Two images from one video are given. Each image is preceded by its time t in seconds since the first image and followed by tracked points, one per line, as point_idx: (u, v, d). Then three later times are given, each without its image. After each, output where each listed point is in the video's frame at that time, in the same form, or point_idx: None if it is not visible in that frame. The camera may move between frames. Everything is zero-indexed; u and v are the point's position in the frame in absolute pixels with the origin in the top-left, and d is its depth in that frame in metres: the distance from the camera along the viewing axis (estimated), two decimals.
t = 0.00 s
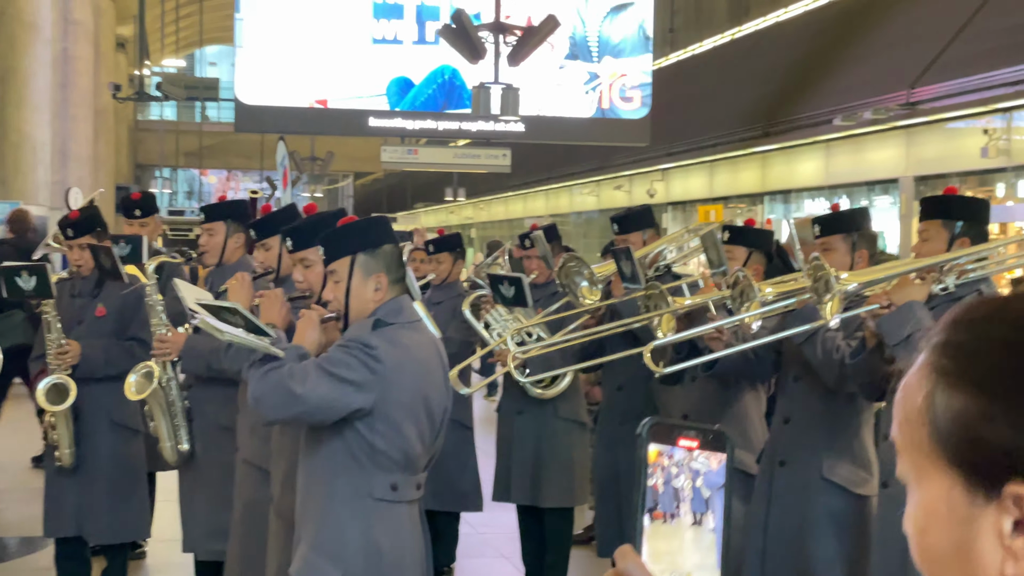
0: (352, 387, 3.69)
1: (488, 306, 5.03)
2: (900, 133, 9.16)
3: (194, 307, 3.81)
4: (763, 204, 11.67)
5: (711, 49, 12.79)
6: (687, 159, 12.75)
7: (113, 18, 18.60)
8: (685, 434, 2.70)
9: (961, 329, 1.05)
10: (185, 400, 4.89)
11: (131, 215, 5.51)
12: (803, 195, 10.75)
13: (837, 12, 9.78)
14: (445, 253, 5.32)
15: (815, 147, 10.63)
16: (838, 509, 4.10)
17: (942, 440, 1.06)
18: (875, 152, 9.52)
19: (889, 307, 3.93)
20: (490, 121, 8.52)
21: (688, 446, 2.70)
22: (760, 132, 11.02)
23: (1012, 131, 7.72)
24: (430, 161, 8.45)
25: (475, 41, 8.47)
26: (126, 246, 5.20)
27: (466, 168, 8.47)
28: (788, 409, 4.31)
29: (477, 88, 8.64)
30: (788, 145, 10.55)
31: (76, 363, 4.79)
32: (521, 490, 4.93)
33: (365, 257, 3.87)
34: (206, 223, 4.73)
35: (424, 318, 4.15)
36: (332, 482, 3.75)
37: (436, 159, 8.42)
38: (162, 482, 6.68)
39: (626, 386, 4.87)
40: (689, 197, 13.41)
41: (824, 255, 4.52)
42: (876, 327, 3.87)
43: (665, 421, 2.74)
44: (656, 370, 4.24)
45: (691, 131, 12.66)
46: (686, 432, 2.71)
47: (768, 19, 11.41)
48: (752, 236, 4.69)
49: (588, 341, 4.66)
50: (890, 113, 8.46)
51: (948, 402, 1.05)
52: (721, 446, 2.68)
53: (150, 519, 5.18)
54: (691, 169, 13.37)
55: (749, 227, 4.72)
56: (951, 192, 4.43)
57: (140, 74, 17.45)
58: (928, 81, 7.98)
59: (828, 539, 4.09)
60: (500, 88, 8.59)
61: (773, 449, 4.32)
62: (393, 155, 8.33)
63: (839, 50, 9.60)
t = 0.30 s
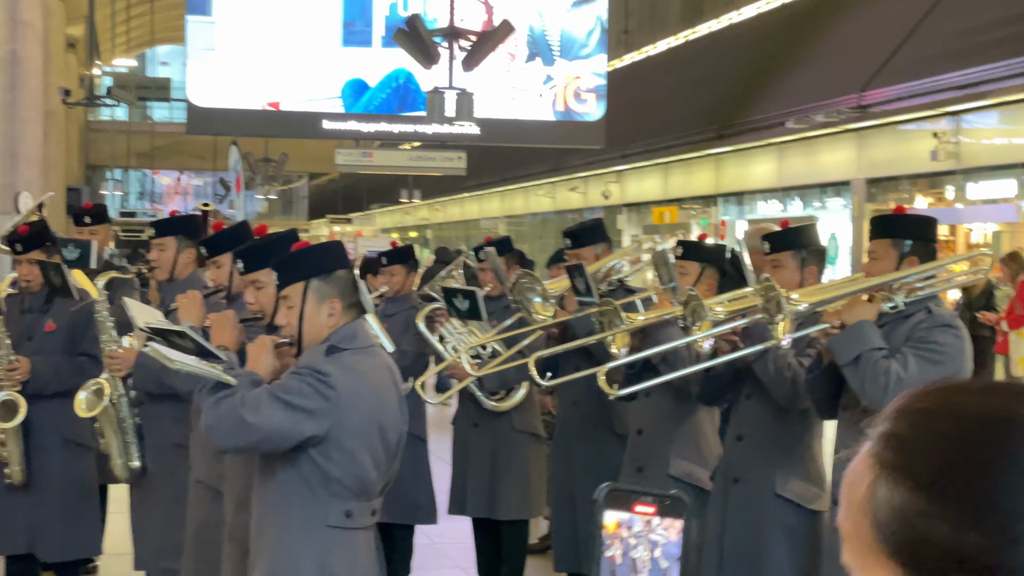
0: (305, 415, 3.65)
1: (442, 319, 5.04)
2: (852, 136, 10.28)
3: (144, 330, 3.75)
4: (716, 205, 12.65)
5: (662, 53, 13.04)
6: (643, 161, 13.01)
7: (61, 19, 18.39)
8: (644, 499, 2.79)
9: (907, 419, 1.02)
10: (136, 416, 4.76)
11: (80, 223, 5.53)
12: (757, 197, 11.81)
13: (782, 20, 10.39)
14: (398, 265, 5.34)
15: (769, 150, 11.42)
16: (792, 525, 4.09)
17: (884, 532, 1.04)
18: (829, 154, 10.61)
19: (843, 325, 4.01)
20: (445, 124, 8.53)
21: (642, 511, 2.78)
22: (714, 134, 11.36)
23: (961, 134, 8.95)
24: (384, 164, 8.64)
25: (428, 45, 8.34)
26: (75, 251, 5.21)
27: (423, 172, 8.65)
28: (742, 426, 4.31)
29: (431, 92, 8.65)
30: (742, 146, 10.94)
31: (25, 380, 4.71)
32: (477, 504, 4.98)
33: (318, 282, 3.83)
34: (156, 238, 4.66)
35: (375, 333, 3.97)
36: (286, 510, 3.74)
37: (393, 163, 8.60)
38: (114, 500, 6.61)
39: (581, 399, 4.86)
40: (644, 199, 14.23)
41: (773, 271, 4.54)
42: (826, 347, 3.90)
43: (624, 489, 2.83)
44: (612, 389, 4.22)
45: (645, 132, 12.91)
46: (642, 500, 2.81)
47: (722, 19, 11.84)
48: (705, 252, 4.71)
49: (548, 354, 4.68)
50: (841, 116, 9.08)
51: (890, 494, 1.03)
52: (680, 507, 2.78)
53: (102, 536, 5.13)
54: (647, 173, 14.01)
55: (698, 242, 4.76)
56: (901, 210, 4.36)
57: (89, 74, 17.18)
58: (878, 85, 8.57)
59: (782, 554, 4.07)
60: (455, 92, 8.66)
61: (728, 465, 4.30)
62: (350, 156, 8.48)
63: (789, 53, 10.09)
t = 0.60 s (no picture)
0: (276, 433, 3.48)
1: (413, 330, 5.02)
2: (824, 137, 10.31)
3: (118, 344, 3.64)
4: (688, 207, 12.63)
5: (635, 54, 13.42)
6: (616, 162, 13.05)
7: (30, 22, 18.32)
8: (605, 546, 2.05)
9: (853, 481, 0.90)
10: (105, 430, 4.67)
11: (47, 235, 5.56)
12: (728, 199, 11.83)
13: (752, 26, 10.75)
14: (367, 273, 5.35)
15: (738, 153, 11.57)
16: (762, 536, 4.01)
17: None
18: (798, 156, 10.66)
19: (812, 340, 3.96)
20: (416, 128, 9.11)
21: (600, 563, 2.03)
22: (686, 137, 11.48)
23: (931, 136, 9.08)
24: (354, 167, 9.67)
25: (399, 51, 8.34)
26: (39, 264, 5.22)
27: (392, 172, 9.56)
28: (712, 437, 4.21)
29: (401, 98, 8.72)
30: (712, 149, 11.12)
31: None
32: (449, 515, 5.01)
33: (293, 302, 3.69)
34: (124, 251, 4.62)
35: (345, 342, 4.00)
36: (255, 530, 3.59)
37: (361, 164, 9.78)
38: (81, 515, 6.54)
39: (551, 410, 4.87)
40: (616, 200, 14.23)
41: (743, 283, 4.54)
42: (798, 362, 3.81)
43: (578, 534, 2.08)
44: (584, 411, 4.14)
45: (617, 134, 13.02)
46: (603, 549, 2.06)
47: (694, 23, 12.14)
48: (676, 262, 4.70)
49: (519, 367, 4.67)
50: (811, 118, 9.21)
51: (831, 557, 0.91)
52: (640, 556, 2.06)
53: (71, 549, 5.09)
54: (619, 174, 14.10)
55: (671, 253, 4.75)
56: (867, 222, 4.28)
57: (60, 79, 17.13)
58: (847, 87, 8.80)
59: (753, 561, 3.96)
60: (425, 98, 8.69)
61: (699, 475, 4.21)
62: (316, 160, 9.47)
63: (759, 60, 10.35)
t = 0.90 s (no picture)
0: (258, 442, 3.37)
1: (394, 333, 5.07)
2: (801, 138, 10.45)
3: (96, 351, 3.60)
4: (669, 206, 12.62)
5: (617, 55, 13.64)
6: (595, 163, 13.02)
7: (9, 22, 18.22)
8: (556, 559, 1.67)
9: (810, 503, 0.96)
10: (85, 436, 4.61)
11: (26, 242, 5.55)
12: (709, 199, 11.81)
13: (735, 30, 11.02)
14: (346, 277, 5.37)
15: (717, 153, 11.64)
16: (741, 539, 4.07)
17: None
18: (778, 155, 10.74)
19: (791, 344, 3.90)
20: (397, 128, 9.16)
21: None
22: (666, 136, 11.48)
23: (908, 135, 9.29)
24: (335, 168, 9.73)
25: (379, 52, 8.32)
26: (18, 272, 5.22)
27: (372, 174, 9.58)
28: (692, 440, 4.25)
29: (382, 101, 8.63)
30: (692, 149, 11.09)
31: None
32: (432, 518, 5.06)
33: (270, 310, 3.58)
34: (105, 257, 4.59)
35: (326, 347, 3.96)
36: (238, 541, 3.46)
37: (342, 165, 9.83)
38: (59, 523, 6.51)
39: (532, 414, 4.92)
40: (596, 200, 14.24)
41: (722, 286, 4.56)
42: (778, 367, 3.84)
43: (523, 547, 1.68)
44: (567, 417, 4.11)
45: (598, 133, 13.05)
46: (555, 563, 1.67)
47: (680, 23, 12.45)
48: (656, 266, 4.72)
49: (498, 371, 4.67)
50: (790, 117, 9.31)
51: None
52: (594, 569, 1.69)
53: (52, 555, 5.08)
54: (598, 173, 14.17)
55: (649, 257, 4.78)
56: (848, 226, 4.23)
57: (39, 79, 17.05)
58: (827, 86, 8.92)
59: (731, 563, 4.03)
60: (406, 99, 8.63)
61: (680, 479, 4.23)
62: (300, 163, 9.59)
63: (746, 53, 10.60)
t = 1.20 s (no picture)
0: (247, 447, 3.36)
1: (385, 336, 5.09)
2: (790, 139, 10.45)
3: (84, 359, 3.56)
4: (657, 207, 12.64)
5: (605, 56, 13.71)
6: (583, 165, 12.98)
7: None
8: None
9: (788, 509, 1.03)
10: (75, 441, 4.57)
11: (13, 246, 5.54)
12: (697, 201, 11.84)
13: (723, 30, 11.13)
14: (336, 282, 5.37)
15: (705, 154, 11.67)
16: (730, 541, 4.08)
17: None
18: (766, 156, 10.76)
19: (783, 347, 3.93)
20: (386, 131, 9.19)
21: None
22: (654, 138, 11.44)
23: (896, 136, 9.39)
24: (322, 171, 9.72)
25: (368, 56, 8.32)
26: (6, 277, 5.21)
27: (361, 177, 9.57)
28: (682, 443, 4.26)
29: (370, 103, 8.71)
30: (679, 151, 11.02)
31: None
32: (421, 521, 5.07)
33: (259, 314, 3.57)
34: (93, 262, 4.57)
35: (316, 351, 3.96)
36: (227, 546, 3.45)
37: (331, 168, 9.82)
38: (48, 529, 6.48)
39: (522, 417, 4.91)
40: (585, 202, 14.24)
41: (712, 289, 4.57)
42: (770, 370, 3.84)
43: None
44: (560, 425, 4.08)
45: (587, 136, 13.02)
46: None
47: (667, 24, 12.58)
48: (644, 269, 4.73)
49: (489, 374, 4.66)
50: (779, 118, 9.33)
51: None
52: None
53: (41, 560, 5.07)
54: (587, 174, 14.19)
55: (638, 260, 4.78)
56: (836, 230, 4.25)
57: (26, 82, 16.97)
58: (814, 87, 8.95)
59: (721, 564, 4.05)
60: (394, 102, 8.68)
61: (669, 481, 4.24)
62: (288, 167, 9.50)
63: (735, 55, 10.60)
